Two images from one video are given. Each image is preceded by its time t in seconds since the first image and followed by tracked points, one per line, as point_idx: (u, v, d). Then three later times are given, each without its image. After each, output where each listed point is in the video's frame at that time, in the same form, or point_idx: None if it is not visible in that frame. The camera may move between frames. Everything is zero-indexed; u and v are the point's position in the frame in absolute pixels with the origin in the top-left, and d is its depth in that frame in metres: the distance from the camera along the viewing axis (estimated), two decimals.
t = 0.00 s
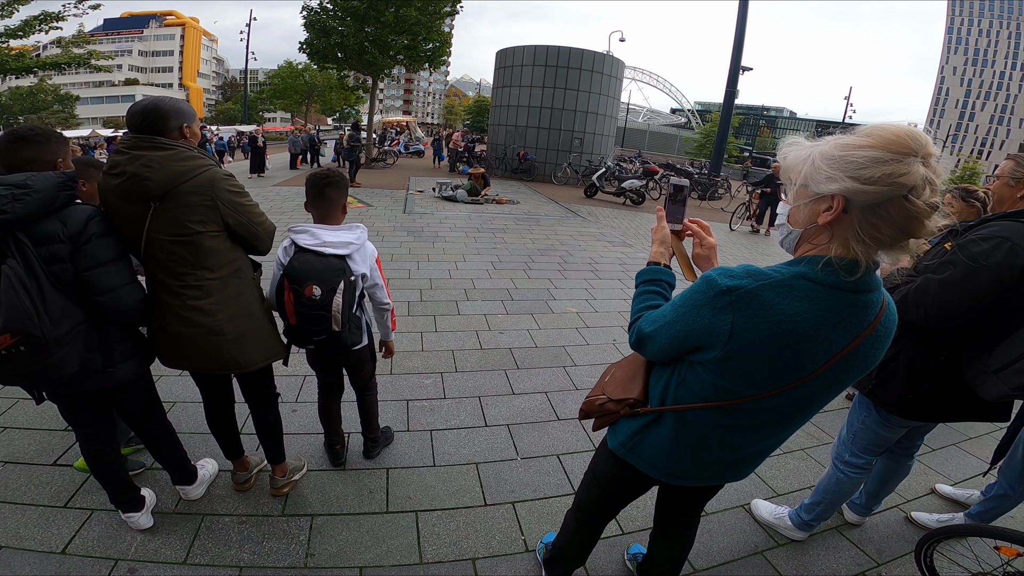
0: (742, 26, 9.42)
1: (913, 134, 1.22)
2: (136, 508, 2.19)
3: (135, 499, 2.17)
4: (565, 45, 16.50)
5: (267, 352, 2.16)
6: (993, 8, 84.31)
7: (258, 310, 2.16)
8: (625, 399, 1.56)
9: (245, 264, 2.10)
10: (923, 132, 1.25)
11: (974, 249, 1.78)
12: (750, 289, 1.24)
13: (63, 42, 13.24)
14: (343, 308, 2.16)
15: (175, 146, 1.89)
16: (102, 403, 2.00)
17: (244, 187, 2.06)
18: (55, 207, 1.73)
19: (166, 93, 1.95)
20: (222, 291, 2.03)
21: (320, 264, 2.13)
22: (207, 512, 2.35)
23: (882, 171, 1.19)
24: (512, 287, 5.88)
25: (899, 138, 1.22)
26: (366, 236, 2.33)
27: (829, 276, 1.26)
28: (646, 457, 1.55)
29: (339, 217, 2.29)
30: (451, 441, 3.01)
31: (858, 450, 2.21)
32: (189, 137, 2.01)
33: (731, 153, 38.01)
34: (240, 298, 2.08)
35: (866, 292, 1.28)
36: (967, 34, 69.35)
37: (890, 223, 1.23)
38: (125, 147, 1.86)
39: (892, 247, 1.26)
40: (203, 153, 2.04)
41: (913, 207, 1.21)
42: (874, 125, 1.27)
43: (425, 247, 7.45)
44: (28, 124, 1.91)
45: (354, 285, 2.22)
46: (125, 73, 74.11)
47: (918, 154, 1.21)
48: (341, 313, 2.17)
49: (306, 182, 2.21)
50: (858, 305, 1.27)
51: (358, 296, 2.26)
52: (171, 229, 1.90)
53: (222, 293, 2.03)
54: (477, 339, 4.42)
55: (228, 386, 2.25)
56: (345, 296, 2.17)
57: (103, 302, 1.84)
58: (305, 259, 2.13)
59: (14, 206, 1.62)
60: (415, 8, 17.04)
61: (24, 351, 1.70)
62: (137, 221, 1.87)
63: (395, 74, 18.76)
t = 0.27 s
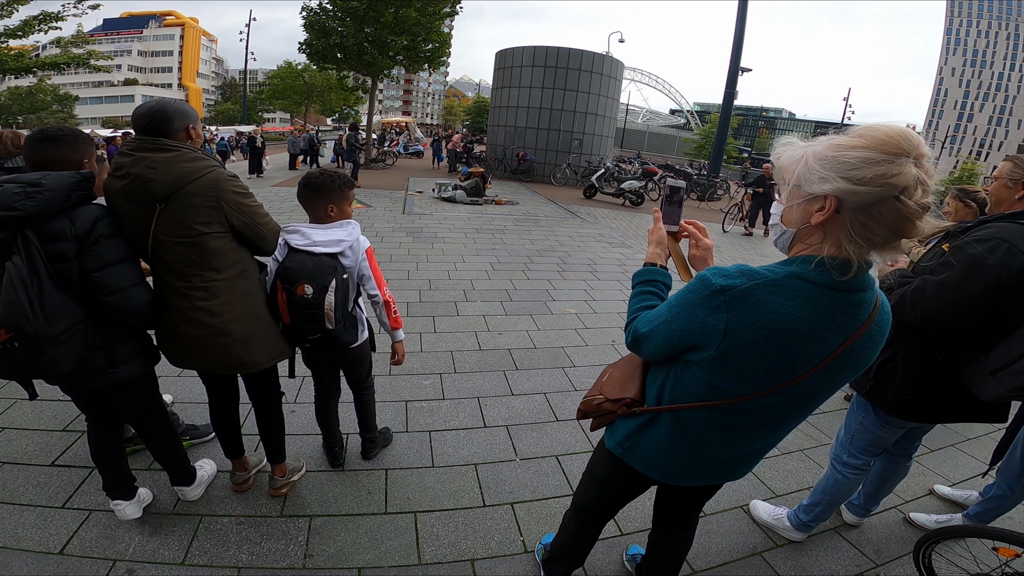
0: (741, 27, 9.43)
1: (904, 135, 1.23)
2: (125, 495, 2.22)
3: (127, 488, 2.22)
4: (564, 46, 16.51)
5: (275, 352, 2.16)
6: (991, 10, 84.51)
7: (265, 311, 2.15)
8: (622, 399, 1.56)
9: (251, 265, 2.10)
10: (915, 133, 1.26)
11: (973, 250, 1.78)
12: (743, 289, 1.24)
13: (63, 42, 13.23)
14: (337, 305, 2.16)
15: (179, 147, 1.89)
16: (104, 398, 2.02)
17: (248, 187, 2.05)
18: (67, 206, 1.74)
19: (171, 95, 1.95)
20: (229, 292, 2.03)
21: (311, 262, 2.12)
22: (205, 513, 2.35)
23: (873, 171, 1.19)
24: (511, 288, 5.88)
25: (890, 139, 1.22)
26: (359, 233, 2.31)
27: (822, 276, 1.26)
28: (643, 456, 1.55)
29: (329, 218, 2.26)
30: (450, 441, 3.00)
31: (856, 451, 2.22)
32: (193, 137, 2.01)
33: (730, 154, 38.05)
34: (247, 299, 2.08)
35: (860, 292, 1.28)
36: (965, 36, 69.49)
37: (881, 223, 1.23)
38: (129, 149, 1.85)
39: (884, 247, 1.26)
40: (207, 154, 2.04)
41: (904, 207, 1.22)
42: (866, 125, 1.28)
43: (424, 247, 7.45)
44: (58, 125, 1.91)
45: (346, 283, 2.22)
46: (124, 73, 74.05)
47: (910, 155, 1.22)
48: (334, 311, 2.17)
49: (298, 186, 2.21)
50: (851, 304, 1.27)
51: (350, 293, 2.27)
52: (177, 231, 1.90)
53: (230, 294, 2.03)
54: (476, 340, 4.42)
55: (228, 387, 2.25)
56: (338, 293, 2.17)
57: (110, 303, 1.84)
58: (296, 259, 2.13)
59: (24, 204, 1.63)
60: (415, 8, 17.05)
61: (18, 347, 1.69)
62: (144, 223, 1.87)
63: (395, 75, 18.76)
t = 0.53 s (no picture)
0: (742, 27, 9.43)
1: (896, 134, 1.23)
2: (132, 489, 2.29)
3: (133, 480, 2.28)
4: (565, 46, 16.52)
5: (275, 352, 2.16)
6: (993, 11, 84.41)
7: (268, 311, 2.15)
8: (622, 397, 1.56)
9: (255, 265, 2.10)
10: (908, 133, 1.26)
11: (973, 251, 1.78)
12: (739, 287, 1.24)
13: (64, 43, 13.26)
14: (321, 312, 2.13)
15: (192, 147, 1.90)
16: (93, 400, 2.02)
17: (258, 188, 2.05)
18: (58, 207, 1.76)
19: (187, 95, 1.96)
20: (232, 290, 2.03)
21: (301, 267, 2.12)
22: (206, 513, 2.35)
23: (865, 170, 1.19)
24: (512, 288, 5.88)
25: (882, 138, 1.23)
26: (362, 238, 2.31)
27: (817, 274, 1.26)
28: (642, 455, 1.55)
29: (334, 219, 2.27)
30: (451, 442, 3.01)
31: (857, 451, 2.22)
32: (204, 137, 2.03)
33: (731, 154, 38.03)
34: (249, 298, 2.08)
35: (855, 290, 1.28)
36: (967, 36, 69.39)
37: (874, 221, 1.23)
38: (143, 147, 1.87)
39: (877, 245, 1.26)
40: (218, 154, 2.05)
41: (897, 206, 1.22)
42: (859, 125, 1.28)
43: (425, 248, 7.46)
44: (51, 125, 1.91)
45: (336, 288, 2.19)
46: (126, 74, 74.19)
47: (902, 154, 1.22)
48: (319, 317, 2.14)
49: (307, 181, 2.22)
50: (847, 302, 1.27)
51: (343, 299, 2.23)
52: (185, 229, 1.90)
53: (232, 292, 2.03)
54: (477, 340, 4.42)
55: (230, 387, 2.25)
56: (325, 299, 2.14)
57: (90, 302, 1.80)
58: (289, 261, 2.15)
59: (14, 203, 1.66)
60: (416, 9, 17.06)
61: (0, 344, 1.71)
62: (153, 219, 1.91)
63: (396, 75, 18.78)
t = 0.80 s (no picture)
0: (742, 26, 9.42)
1: (890, 132, 1.23)
2: (135, 488, 2.29)
3: (132, 481, 2.27)
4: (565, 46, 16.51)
5: (264, 355, 2.15)
6: (994, 10, 84.39)
7: (263, 313, 2.15)
8: (621, 395, 1.55)
9: (252, 268, 2.08)
10: (903, 131, 1.26)
11: (973, 251, 1.78)
12: (737, 284, 1.24)
13: (64, 43, 13.26)
14: (328, 312, 2.16)
15: (195, 149, 1.91)
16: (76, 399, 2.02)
17: (258, 193, 2.04)
18: (42, 207, 1.78)
19: (194, 94, 1.98)
20: (227, 293, 2.02)
21: (306, 268, 2.14)
22: (206, 512, 2.35)
23: (859, 167, 1.19)
24: (512, 288, 5.88)
25: (876, 136, 1.23)
26: (363, 237, 2.31)
27: (813, 271, 1.26)
28: (642, 452, 1.55)
29: (335, 218, 2.26)
30: (452, 441, 3.01)
31: (858, 451, 2.22)
32: (212, 137, 2.03)
33: (732, 154, 38.02)
34: (243, 301, 2.07)
35: (852, 287, 1.28)
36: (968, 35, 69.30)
37: (869, 218, 1.23)
38: (146, 146, 1.88)
39: (873, 242, 1.26)
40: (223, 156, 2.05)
41: (892, 203, 1.22)
42: (854, 123, 1.28)
43: (426, 247, 7.46)
44: (41, 125, 1.91)
45: (341, 288, 2.21)
46: (126, 74, 74.19)
47: (896, 151, 1.22)
48: (327, 317, 2.17)
49: (310, 180, 2.22)
50: (844, 299, 1.27)
51: (348, 298, 2.26)
52: (181, 230, 1.91)
53: (226, 294, 2.02)
54: (477, 340, 4.42)
55: (231, 386, 2.26)
56: (331, 299, 2.16)
57: (61, 303, 1.79)
58: (292, 263, 2.15)
59: None
60: (416, 8, 17.06)
61: None
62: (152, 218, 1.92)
63: (396, 75, 18.77)
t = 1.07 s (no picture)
0: (741, 27, 9.44)
1: (882, 130, 1.23)
2: (134, 490, 2.29)
3: (133, 482, 2.28)
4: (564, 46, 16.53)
5: (255, 360, 2.13)
6: (991, 10, 84.58)
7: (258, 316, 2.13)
8: (619, 393, 1.55)
9: (249, 274, 2.07)
10: (896, 129, 1.26)
11: (972, 250, 1.78)
12: (732, 282, 1.25)
13: (64, 44, 13.28)
14: (311, 308, 2.09)
15: (199, 154, 1.89)
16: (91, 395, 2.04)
17: (259, 200, 2.02)
18: (53, 210, 1.76)
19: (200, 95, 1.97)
20: (220, 297, 2.02)
21: (293, 262, 2.09)
22: (207, 513, 2.35)
23: (851, 165, 1.20)
24: (512, 289, 5.88)
25: (868, 134, 1.23)
26: (357, 237, 2.30)
27: (808, 269, 1.26)
28: (640, 450, 1.55)
29: (331, 218, 2.26)
30: (452, 442, 3.01)
31: (858, 451, 2.22)
32: (219, 139, 2.01)
33: (731, 154, 38.07)
34: (236, 306, 2.06)
35: (847, 285, 1.28)
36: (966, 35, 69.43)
37: (862, 216, 1.23)
38: (152, 147, 1.88)
39: (867, 240, 1.26)
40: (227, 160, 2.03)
41: (884, 200, 1.22)
42: (847, 122, 1.29)
43: (425, 248, 7.46)
44: (44, 126, 1.90)
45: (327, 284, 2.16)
46: (125, 75, 74.16)
47: (888, 150, 1.22)
48: (310, 312, 2.10)
49: (307, 179, 2.22)
50: (838, 297, 1.27)
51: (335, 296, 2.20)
52: (179, 233, 1.91)
53: (220, 299, 2.02)
54: (477, 340, 4.42)
55: (231, 388, 2.25)
56: (315, 295, 2.10)
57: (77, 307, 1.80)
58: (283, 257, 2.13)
59: (10, 208, 1.65)
60: (415, 9, 17.07)
61: None
62: (154, 219, 1.93)
63: (395, 76, 18.78)
